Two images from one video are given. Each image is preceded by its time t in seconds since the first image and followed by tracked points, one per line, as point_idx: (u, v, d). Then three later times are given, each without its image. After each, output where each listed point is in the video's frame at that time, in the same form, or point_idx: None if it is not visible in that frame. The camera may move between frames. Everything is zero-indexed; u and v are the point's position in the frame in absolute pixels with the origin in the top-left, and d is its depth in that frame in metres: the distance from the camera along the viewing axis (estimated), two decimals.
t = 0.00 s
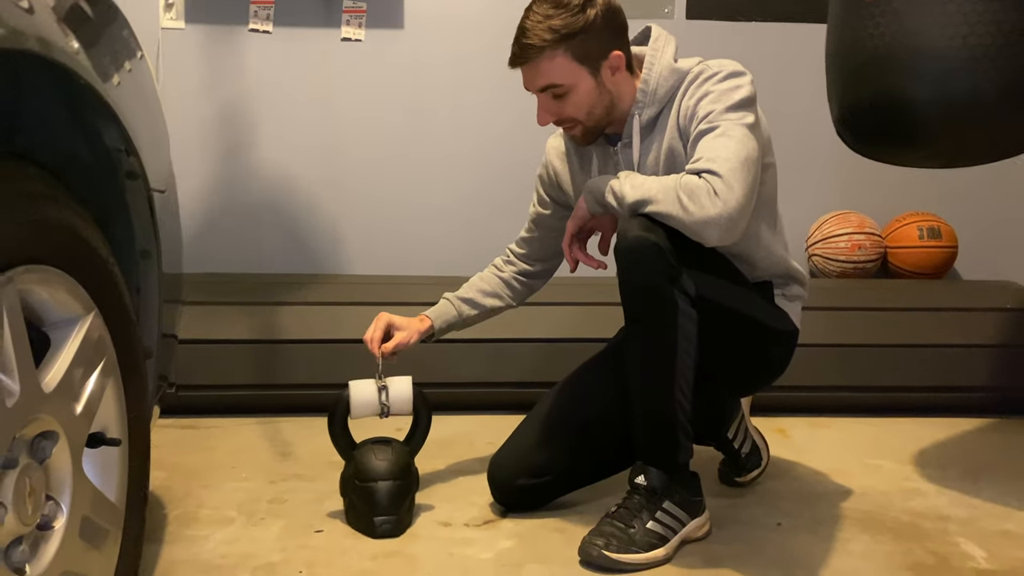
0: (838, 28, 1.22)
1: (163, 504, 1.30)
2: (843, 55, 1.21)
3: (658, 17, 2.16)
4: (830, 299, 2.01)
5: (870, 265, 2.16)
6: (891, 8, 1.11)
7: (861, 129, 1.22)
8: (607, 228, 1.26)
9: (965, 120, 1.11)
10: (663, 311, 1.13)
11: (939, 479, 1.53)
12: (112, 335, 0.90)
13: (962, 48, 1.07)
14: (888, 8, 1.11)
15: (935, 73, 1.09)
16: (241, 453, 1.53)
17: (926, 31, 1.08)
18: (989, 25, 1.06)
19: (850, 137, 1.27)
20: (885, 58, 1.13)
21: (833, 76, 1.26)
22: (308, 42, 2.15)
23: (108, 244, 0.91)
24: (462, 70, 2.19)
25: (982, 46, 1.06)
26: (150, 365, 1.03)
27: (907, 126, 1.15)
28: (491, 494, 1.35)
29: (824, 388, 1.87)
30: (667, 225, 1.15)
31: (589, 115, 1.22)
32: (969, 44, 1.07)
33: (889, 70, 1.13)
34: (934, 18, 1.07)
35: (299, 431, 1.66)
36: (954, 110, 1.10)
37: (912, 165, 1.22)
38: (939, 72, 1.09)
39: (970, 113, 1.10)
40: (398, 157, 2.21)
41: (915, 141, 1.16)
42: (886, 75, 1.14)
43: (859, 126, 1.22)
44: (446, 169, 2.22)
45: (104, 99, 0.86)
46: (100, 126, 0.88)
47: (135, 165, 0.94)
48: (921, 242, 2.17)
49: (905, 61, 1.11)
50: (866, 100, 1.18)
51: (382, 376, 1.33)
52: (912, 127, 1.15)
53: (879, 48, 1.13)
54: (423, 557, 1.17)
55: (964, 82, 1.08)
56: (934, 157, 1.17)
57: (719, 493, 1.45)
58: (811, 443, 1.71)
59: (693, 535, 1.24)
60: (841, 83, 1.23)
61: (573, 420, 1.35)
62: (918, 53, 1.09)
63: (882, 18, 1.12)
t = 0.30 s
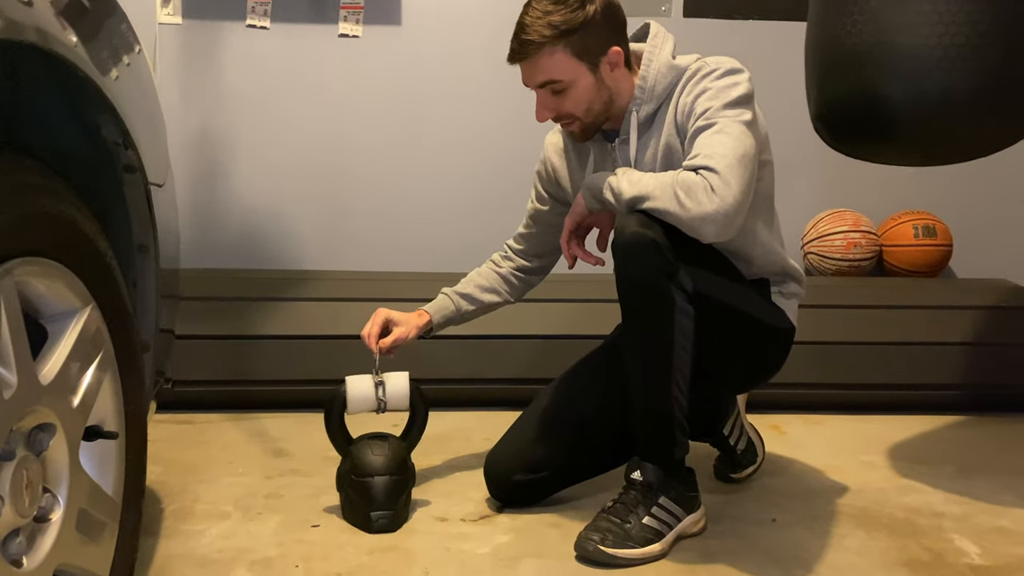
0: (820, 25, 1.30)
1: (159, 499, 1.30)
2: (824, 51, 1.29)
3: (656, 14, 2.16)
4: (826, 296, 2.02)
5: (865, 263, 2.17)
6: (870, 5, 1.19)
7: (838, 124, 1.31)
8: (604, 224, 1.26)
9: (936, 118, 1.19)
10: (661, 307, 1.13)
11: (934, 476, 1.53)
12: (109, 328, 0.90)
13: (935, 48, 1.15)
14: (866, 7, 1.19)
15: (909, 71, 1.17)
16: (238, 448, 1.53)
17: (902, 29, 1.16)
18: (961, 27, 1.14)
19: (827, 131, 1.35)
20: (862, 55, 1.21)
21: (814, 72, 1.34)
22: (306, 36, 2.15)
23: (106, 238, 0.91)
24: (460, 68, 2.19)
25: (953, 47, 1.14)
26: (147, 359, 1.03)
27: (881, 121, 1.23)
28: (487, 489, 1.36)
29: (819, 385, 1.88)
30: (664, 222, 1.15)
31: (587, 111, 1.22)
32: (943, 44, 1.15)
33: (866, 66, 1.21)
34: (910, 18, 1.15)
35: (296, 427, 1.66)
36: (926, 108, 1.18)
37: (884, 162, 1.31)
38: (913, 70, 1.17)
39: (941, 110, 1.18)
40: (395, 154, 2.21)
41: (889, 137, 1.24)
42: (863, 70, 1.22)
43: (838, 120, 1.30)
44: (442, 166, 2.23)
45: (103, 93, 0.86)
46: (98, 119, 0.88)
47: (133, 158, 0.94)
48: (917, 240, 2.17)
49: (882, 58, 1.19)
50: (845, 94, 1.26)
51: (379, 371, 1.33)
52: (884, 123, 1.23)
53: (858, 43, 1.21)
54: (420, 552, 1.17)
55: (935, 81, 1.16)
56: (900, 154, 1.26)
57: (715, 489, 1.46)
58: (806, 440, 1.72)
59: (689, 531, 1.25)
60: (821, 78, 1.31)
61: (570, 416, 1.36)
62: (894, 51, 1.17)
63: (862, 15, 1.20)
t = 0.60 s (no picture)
0: (812, 21, 1.30)
1: (161, 491, 1.30)
2: (816, 47, 1.29)
3: (656, 10, 2.17)
4: (824, 291, 2.03)
5: (863, 258, 2.18)
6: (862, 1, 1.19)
7: (829, 119, 1.31)
8: (606, 217, 1.26)
9: (928, 114, 1.19)
10: (662, 301, 1.14)
11: (931, 470, 1.54)
12: (113, 321, 0.90)
13: (928, 44, 1.16)
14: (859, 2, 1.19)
15: (901, 66, 1.18)
16: (238, 441, 1.53)
17: (895, 26, 1.16)
18: (954, 24, 1.14)
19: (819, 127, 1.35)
20: (855, 51, 1.21)
21: (806, 68, 1.34)
22: (306, 30, 2.15)
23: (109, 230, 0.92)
24: (460, 63, 2.20)
25: (945, 43, 1.15)
26: (150, 351, 1.03)
27: (873, 117, 1.23)
28: (487, 482, 1.36)
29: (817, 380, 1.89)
30: (665, 216, 1.16)
31: (585, 101, 1.23)
32: (936, 40, 1.15)
33: (859, 62, 1.21)
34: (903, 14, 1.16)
35: (296, 420, 1.66)
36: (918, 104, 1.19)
37: (876, 158, 1.31)
38: (906, 65, 1.17)
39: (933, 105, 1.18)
40: (394, 149, 2.22)
41: (881, 133, 1.24)
42: (855, 66, 1.22)
43: (829, 116, 1.30)
44: (441, 161, 2.23)
45: (106, 83, 0.86)
46: (101, 110, 0.88)
47: (136, 150, 0.94)
48: (915, 236, 2.18)
49: (874, 53, 1.19)
50: (835, 89, 1.26)
51: (380, 366, 1.33)
52: (876, 119, 1.23)
53: (851, 39, 1.21)
54: (420, 544, 1.17)
55: (927, 77, 1.17)
56: (892, 150, 1.27)
57: (713, 483, 1.47)
58: (804, 434, 1.73)
59: (688, 524, 1.25)
60: (812, 74, 1.31)
61: (569, 409, 1.36)
62: (886, 45, 1.18)
63: (854, 12, 1.20)
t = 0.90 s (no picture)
0: (824, 12, 1.30)
1: (162, 482, 1.30)
2: (828, 38, 1.30)
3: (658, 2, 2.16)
4: (825, 285, 2.02)
5: (864, 251, 2.17)
6: None
7: (840, 110, 1.31)
8: (611, 211, 1.28)
9: (940, 105, 1.19)
10: (665, 293, 1.13)
11: (932, 462, 1.55)
12: (115, 309, 0.90)
13: (940, 35, 1.16)
14: None
15: (912, 57, 1.18)
16: (239, 432, 1.53)
17: (906, 16, 1.17)
18: (966, 15, 1.14)
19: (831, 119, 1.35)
20: (866, 41, 1.22)
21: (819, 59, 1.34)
22: (307, 20, 2.14)
23: (111, 217, 0.91)
24: (461, 55, 2.19)
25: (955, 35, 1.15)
26: (152, 340, 1.03)
27: (886, 108, 1.23)
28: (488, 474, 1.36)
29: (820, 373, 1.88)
30: (670, 207, 1.15)
31: (584, 87, 1.22)
32: (948, 31, 1.15)
33: (869, 52, 1.21)
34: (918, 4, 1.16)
35: (296, 411, 1.66)
36: (931, 95, 1.19)
37: (887, 150, 1.31)
38: (916, 56, 1.18)
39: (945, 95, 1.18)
40: (395, 141, 2.21)
41: (894, 124, 1.24)
42: (866, 57, 1.22)
43: (841, 107, 1.30)
44: (442, 154, 2.23)
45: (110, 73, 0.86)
46: (102, 98, 0.87)
47: (139, 138, 0.94)
48: (916, 229, 2.18)
49: (888, 43, 1.19)
50: (848, 80, 1.26)
51: (381, 358, 1.32)
52: (888, 110, 1.23)
53: (862, 30, 1.22)
54: (422, 535, 1.17)
55: (939, 67, 1.17)
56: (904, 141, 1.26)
57: (715, 475, 1.47)
58: (805, 427, 1.73)
59: (690, 515, 1.25)
60: (824, 65, 1.32)
61: (572, 401, 1.36)
62: (901, 35, 1.18)
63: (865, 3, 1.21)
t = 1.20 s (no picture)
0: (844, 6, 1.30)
1: (164, 474, 1.30)
2: (849, 30, 1.30)
3: None
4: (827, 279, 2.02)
5: (865, 246, 2.18)
6: None
7: (862, 103, 1.31)
8: (617, 205, 1.27)
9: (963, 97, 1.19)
10: (671, 286, 1.13)
11: (933, 456, 1.55)
12: (119, 299, 0.90)
13: (964, 26, 1.16)
14: None
15: (935, 50, 1.18)
16: (242, 425, 1.53)
17: (928, 10, 1.17)
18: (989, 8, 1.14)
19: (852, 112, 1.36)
20: (888, 35, 1.22)
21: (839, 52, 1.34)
22: (309, 13, 2.14)
23: (114, 205, 0.91)
24: (462, 49, 2.19)
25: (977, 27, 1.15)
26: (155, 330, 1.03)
27: (909, 100, 1.24)
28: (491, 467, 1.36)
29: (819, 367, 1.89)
30: (675, 199, 1.15)
31: (620, 45, 1.20)
32: (970, 23, 1.15)
33: (893, 45, 1.21)
34: None
35: (299, 404, 1.66)
36: (955, 86, 1.19)
37: (909, 142, 1.32)
38: (939, 50, 1.18)
39: (968, 88, 1.18)
40: (396, 134, 2.21)
41: (917, 116, 1.25)
42: (890, 50, 1.22)
43: (862, 99, 1.31)
44: (444, 148, 2.22)
45: (116, 62, 0.86)
46: (108, 87, 0.87)
47: (143, 128, 0.93)
48: (918, 224, 2.18)
49: (911, 35, 1.19)
50: (870, 73, 1.27)
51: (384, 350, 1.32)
52: (912, 104, 1.24)
53: (883, 23, 1.22)
54: (426, 526, 1.17)
55: (962, 59, 1.17)
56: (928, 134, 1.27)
57: (718, 468, 1.47)
58: (807, 421, 1.73)
59: (693, 508, 1.25)
60: (846, 59, 1.32)
61: (575, 395, 1.36)
62: (924, 27, 1.18)
63: None
